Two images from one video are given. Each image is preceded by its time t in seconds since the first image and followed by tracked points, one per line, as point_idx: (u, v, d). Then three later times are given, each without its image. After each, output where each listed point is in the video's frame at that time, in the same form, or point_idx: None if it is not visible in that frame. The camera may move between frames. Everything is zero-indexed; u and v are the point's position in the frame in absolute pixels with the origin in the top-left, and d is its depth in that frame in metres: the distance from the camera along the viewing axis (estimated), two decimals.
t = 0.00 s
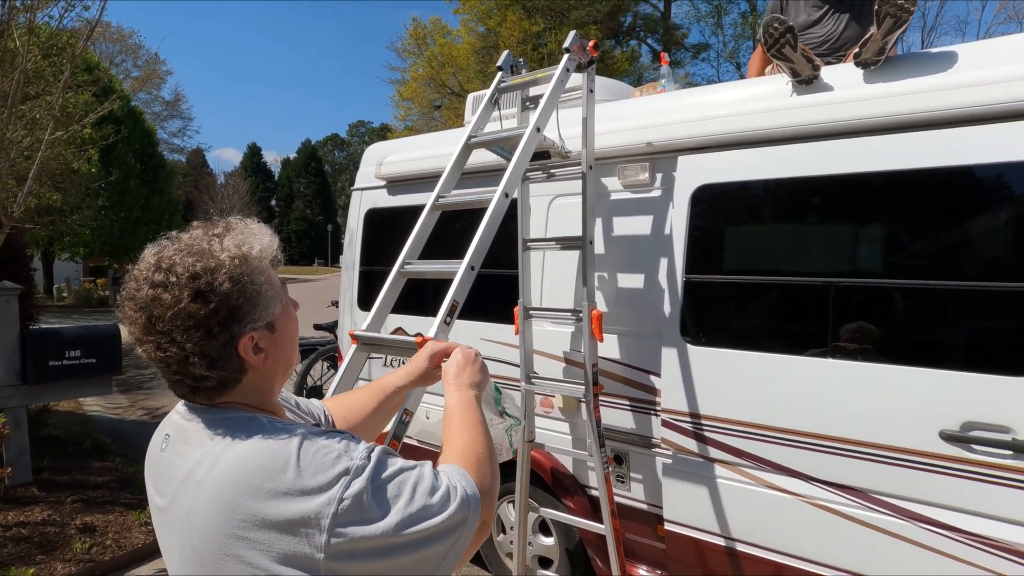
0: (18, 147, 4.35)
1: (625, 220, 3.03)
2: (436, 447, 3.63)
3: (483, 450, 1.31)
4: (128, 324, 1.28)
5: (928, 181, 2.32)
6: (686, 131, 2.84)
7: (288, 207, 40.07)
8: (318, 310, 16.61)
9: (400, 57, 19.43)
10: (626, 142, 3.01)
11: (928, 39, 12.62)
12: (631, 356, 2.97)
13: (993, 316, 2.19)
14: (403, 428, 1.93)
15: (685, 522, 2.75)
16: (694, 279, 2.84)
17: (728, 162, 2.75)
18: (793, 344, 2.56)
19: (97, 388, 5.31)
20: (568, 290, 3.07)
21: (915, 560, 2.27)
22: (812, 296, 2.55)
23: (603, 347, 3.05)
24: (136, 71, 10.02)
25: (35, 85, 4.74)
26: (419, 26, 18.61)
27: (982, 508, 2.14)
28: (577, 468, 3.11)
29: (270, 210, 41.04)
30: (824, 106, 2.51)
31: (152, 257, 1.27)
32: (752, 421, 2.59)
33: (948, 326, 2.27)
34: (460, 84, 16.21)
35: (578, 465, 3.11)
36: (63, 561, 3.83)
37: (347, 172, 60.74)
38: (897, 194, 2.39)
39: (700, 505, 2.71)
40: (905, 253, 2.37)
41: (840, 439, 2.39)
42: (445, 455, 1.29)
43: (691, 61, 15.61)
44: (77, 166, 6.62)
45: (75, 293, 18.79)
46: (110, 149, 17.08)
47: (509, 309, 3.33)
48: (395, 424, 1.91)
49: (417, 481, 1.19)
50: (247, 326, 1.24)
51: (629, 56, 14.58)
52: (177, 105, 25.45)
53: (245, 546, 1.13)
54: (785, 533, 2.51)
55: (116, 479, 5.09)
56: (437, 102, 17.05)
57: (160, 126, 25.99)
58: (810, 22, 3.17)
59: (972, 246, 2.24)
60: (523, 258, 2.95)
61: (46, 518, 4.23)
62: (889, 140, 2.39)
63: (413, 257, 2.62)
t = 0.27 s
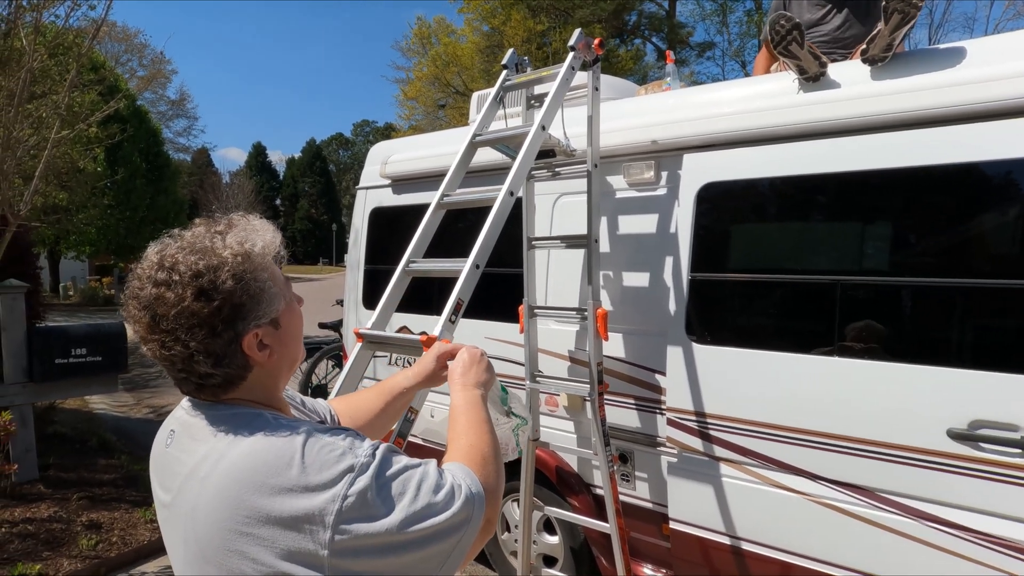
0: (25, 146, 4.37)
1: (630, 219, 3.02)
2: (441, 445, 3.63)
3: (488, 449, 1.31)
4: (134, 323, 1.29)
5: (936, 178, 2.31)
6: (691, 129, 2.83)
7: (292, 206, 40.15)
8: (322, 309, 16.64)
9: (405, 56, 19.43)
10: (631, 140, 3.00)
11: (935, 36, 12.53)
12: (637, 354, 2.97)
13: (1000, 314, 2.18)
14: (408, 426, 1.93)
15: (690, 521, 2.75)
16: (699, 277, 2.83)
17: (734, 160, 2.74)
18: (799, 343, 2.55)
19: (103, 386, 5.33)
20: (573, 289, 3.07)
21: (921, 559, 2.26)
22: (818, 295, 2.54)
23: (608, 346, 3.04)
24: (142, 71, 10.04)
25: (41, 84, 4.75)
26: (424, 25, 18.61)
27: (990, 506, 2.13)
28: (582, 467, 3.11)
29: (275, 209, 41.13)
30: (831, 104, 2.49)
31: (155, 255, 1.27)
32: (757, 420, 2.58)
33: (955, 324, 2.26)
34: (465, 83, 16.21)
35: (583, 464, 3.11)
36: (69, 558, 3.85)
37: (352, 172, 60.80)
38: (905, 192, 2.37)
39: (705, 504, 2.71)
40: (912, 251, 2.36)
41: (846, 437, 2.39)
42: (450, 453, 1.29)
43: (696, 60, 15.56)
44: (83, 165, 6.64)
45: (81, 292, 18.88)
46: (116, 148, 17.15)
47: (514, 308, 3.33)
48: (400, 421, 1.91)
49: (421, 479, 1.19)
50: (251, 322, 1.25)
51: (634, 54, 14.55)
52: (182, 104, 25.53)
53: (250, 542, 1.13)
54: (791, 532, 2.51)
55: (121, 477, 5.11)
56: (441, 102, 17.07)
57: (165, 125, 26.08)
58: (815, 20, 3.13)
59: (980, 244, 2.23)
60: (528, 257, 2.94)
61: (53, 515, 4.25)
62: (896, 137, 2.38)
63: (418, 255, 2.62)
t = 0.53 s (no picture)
0: (29, 142, 4.38)
1: (634, 215, 3.01)
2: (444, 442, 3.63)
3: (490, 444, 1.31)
4: (134, 318, 1.29)
5: (941, 173, 2.30)
6: (695, 125, 2.82)
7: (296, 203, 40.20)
8: (326, 306, 16.66)
9: (408, 53, 19.40)
10: (634, 136, 2.99)
11: (941, 31, 12.42)
12: (640, 351, 2.96)
13: (1006, 309, 2.17)
14: (411, 422, 1.93)
15: (694, 517, 2.74)
16: (703, 273, 2.82)
17: (738, 156, 2.73)
18: (803, 339, 2.54)
19: (108, 382, 5.34)
20: (576, 285, 3.06)
21: (925, 554, 2.25)
22: (822, 291, 2.53)
23: (612, 343, 3.04)
24: (146, 68, 10.05)
25: (45, 80, 4.75)
26: (427, 22, 18.59)
27: (996, 502, 2.12)
28: (585, 464, 3.11)
29: (279, 206, 41.18)
30: (836, 98, 2.48)
31: (154, 251, 1.27)
32: (761, 416, 2.57)
33: (960, 319, 2.25)
34: (468, 80, 16.19)
35: (586, 460, 3.11)
36: (74, 552, 3.87)
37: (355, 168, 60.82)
38: (910, 187, 2.36)
39: (709, 501, 2.70)
40: (917, 246, 2.34)
41: (850, 434, 2.38)
42: (452, 448, 1.29)
43: (700, 56, 15.50)
44: (87, 162, 6.65)
45: (86, 288, 18.96)
46: (120, 145, 17.19)
47: (517, 305, 3.33)
48: (403, 417, 1.90)
49: (423, 474, 1.19)
50: (251, 317, 1.24)
51: (637, 51, 14.50)
52: (186, 101, 25.57)
53: (252, 536, 1.14)
54: (794, 528, 2.50)
55: (126, 472, 5.13)
56: (445, 99, 17.06)
57: (169, 122, 26.12)
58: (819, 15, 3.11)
59: (986, 239, 2.22)
60: (531, 254, 2.94)
61: (57, 509, 4.28)
62: (901, 131, 2.36)
63: (422, 252, 2.62)
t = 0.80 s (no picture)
0: (34, 142, 4.39)
1: (638, 215, 3.01)
2: (448, 441, 3.64)
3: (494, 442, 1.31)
4: (138, 320, 1.30)
5: (947, 171, 2.29)
6: (699, 124, 2.82)
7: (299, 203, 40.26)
8: (330, 306, 16.69)
9: (412, 53, 19.41)
10: (638, 135, 2.99)
11: (946, 29, 12.35)
12: (644, 350, 2.96)
13: (1012, 308, 2.16)
14: (416, 421, 1.92)
15: (698, 516, 2.74)
16: (707, 272, 2.82)
17: (742, 155, 2.73)
18: (808, 338, 2.54)
19: (112, 381, 5.36)
20: (580, 285, 3.06)
21: (930, 554, 2.24)
22: (827, 290, 2.52)
23: (615, 342, 3.04)
24: (150, 68, 10.07)
25: (50, 81, 4.76)
26: (430, 21, 18.58)
27: (1001, 501, 2.11)
28: (589, 463, 3.11)
29: (282, 206, 41.26)
30: (841, 96, 2.47)
31: (157, 252, 1.28)
32: (765, 415, 2.57)
33: (966, 318, 2.24)
34: (472, 79, 16.18)
35: (590, 459, 3.11)
36: (78, 550, 3.89)
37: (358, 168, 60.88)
38: (915, 185, 2.35)
39: (712, 500, 2.70)
40: (922, 245, 2.33)
41: (855, 433, 2.37)
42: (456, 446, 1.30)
43: (704, 55, 15.46)
44: (91, 162, 6.67)
45: (90, 287, 19.02)
46: (124, 145, 17.24)
47: (521, 304, 3.33)
48: (408, 416, 1.89)
49: (425, 474, 1.19)
50: (254, 317, 1.25)
51: (641, 50, 14.47)
52: (190, 101, 25.63)
53: (255, 535, 1.14)
54: (798, 527, 2.50)
55: (130, 471, 5.15)
56: (448, 99, 17.07)
57: (174, 122, 26.19)
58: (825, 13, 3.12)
59: (992, 237, 2.20)
60: (535, 253, 2.94)
61: (62, 508, 4.29)
62: (906, 129, 2.35)
63: (425, 252, 2.62)
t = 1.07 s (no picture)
0: (37, 145, 4.40)
1: (640, 216, 3.01)
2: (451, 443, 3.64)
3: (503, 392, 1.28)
4: (145, 306, 1.30)
5: (949, 172, 2.28)
6: (701, 125, 2.82)
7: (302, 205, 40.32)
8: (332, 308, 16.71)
9: (414, 55, 19.42)
10: (641, 137, 2.99)
11: (948, 29, 12.33)
12: (646, 351, 2.96)
13: (1014, 309, 2.15)
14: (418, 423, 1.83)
15: (700, 518, 2.74)
16: (710, 274, 2.82)
17: (744, 156, 2.73)
18: (810, 340, 2.53)
19: (115, 383, 5.36)
20: (583, 286, 3.06)
21: (934, 556, 2.24)
22: (829, 291, 2.52)
23: (618, 343, 3.04)
24: (152, 70, 10.08)
25: (53, 83, 4.77)
26: (432, 23, 18.59)
27: (1004, 503, 2.10)
28: (591, 465, 3.11)
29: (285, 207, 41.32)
30: (843, 98, 2.47)
31: (173, 242, 1.28)
32: (768, 417, 2.56)
33: (968, 319, 2.24)
34: (474, 81, 16.19)
35: (592, 461, 3.10)
36: (81, 552, 3.89)
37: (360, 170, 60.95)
38: (918, 186, 2.35)
39: (715, 501, 2.70)
40: (924, 246, 2.33)
41: (858, 435, 2.37)
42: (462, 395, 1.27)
43: (706, 56, 15.44)
44: (94, 164, 6.67)
45: (93, 289, 19.06)
46: (127, 148, 17.28)
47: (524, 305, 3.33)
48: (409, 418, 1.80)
49: (416, 436, 1.18)
50: (259, 318, 1.25)
51: (642, 51, 14.47)
52: (192, 103, 25.69)
53: (259, 528, 1.14)
54: (801, 529, 2.49)
55: (133, 473, 5.15)
56: (451, 101, 17.08)
57: (176, 125, 26.25)
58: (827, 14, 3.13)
59: (994, 238, 2.20)
60: (537, 255, 2.94)
61: (65, 510, 4.30)
62: (909, 130, 2.35)
63: (428, 253, 2.62)
